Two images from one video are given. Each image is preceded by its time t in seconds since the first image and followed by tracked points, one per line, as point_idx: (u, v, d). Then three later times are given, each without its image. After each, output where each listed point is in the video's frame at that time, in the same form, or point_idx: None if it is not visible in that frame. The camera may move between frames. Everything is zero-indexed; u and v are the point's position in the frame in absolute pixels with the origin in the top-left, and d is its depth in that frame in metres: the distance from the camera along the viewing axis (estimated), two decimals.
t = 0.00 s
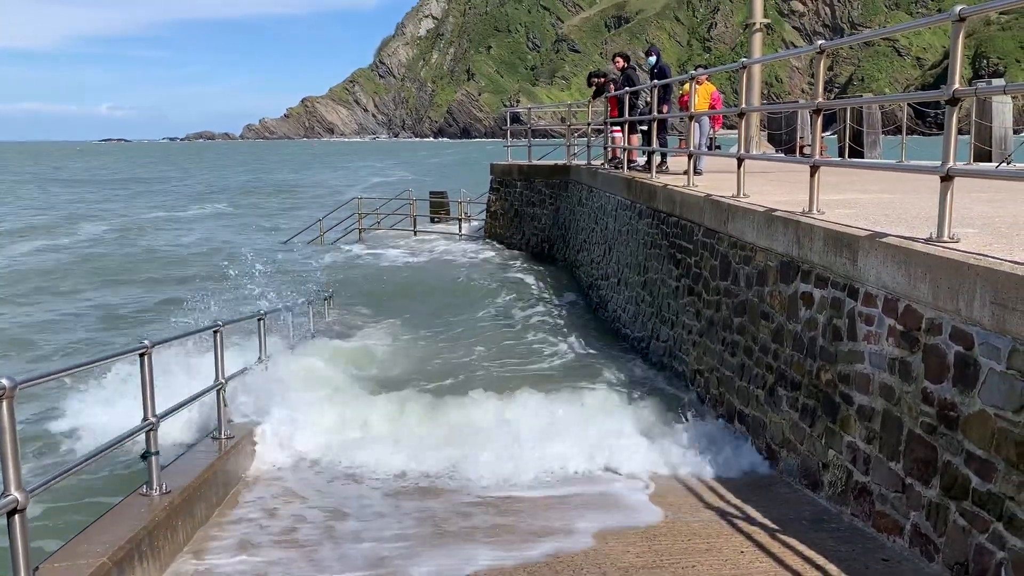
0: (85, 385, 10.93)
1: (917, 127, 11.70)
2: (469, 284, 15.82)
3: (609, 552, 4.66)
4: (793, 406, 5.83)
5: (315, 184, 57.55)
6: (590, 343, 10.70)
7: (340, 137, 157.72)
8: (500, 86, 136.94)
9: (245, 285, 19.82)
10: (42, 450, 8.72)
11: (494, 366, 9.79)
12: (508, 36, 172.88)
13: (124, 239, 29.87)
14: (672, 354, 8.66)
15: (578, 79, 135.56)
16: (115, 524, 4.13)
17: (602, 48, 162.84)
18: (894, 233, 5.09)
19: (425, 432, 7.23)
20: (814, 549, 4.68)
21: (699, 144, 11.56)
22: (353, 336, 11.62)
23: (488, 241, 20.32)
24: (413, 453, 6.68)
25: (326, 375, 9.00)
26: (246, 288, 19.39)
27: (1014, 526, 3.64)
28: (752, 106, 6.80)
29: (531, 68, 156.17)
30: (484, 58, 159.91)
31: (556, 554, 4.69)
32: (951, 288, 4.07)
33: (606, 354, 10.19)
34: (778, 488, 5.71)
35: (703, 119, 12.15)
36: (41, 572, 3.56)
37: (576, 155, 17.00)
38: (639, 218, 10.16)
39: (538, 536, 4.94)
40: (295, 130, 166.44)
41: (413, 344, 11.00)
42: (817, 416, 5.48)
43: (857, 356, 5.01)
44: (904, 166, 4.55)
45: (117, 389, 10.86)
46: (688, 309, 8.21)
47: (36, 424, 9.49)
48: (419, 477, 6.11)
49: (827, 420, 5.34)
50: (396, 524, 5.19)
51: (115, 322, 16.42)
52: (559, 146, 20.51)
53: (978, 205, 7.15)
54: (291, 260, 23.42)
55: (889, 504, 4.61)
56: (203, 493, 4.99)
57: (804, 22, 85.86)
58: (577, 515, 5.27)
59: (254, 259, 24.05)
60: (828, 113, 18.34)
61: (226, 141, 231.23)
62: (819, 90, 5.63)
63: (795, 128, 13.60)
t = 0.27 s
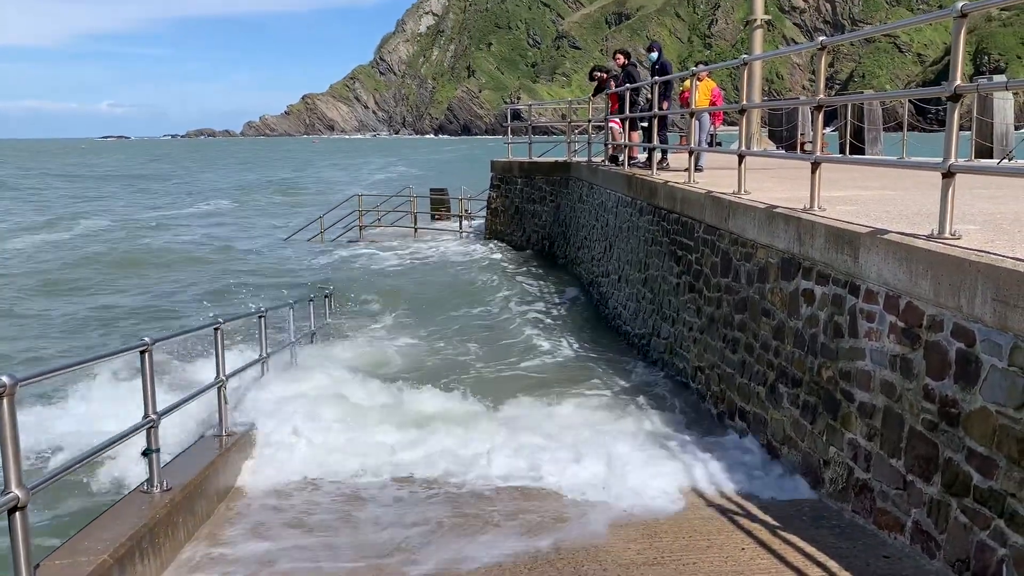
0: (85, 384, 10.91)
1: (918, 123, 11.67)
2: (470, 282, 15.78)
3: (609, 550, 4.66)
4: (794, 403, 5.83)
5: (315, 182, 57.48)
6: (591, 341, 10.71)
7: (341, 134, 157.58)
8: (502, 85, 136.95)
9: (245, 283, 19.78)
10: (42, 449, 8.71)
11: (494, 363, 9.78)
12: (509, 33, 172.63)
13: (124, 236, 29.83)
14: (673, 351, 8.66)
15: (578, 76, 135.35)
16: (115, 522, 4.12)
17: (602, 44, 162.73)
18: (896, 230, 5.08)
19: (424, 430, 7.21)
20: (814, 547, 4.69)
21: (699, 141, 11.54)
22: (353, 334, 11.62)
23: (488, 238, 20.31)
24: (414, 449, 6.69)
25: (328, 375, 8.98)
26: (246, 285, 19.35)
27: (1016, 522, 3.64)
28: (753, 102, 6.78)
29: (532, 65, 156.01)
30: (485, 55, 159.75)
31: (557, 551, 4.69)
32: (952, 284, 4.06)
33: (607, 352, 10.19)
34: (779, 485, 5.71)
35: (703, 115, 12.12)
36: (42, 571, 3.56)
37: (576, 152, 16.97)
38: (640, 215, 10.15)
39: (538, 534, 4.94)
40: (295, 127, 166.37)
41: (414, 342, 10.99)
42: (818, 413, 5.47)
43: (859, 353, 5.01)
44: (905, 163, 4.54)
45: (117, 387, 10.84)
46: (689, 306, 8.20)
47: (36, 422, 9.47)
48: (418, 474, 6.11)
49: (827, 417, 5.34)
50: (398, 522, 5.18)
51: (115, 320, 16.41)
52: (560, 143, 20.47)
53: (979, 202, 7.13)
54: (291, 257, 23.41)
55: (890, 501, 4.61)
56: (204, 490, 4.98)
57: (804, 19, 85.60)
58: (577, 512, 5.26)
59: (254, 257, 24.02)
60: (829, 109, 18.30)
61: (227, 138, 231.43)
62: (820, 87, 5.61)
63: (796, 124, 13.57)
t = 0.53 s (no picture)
0: (84, 383, 10.89)
1: (919, 122, 11.65)
2: (470, 281, 15.78)
3: (608, 550, 4.66)
4: (794, 403, 5.83)
5: (315, 181, 57.46)
6: (591, 340, 10.70)
7: (341, 133, 157.52)
8: (502, 84, 136.89)
9: (245, 282, 19.76)
10: (42, 448, 8.70)
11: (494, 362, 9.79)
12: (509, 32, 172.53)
13: (125, 236, 29.82)
14: (673, 350, 8.66)
15: (578, 75, 135.26)
16: (114, 522, 4.11)
17: (602, 43, 162.68)
18: (896, 229, 5.08)
19: (423, 429, 7.22)
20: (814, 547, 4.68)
21: (699, 140, 11.52)
22: (353, 333, 11.61)
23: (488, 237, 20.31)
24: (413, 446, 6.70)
25: (326, 374, 8.98)
26: (246, 285, 19.34)
27: (1016, 522, 3.64)
28: (753, 100, 6.78)
29: (532, 63, 155.93)
30: (485, 54, 159.65)
31: (556, 551, 4.69)
32: (953, 284, 4.06)
33: (607, 352, 10.18)
34: (779, 484, 5.71)
35: (703, 115, 12.10)
36: (42, 570, 3.56)
37: (576, 151, 16.96)
38: (641, 214, 10.15)
39: (537, 534, 4.94)
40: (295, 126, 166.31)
41: (413, 341, 10.97)
42: (818, 413, 5.47)
43: (859, 352, 5.00)
44: (905, 162, 4.54)
45: (116, 387, 10.83)
46: (689, 305, 8.20)
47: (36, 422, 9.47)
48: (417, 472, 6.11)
49: (828, 417, 5.34)
50: (397, 521, 5.18)
51: (115, 319, 16.39)
52: (560, 142, 20.46)
53: (980, 201, 7.12)
54: (291, 256, 23.40)
55: (890, 500, 4.61)
56: (204, 488, 4.99)
57: (804, 17, 85.53)
58: (576, 511, 5.27)
59: (254, 256, 24.02)
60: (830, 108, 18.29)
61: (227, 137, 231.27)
62: (820, 86, 5.60)
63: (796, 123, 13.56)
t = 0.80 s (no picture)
0: (82, 385, 10.87)
1: (917, 124, 11.65)
2: (468, 283, 15.77)
3: (606, 553, 4.66)
4: (792, 405, 5.83)
5: (313, 182, 57.42)
6: (589, 342, 10.70)
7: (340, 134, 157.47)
8: (500, 85, 136.94)
9: (243, 283, 19.75)
10: (39, 450, 8.69)
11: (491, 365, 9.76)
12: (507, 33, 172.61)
13: (123, 237, 29.80)
14: (670, 352, 8.66)
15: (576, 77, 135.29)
16: (111, 524, 4.10)
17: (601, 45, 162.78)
18: (893, 231, 5.08)
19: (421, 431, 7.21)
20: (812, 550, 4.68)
21: (698, 142, 11.51)
22: (351, 335, 11.59)
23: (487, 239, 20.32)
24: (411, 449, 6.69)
25: (325, 376, 8.97)
26: (244, 286, 19.33)
27: (1013, 524, 3.64)
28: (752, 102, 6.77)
29: (530, 65, 155.99)
30: (483, 55, 159.72)
31: (553, 554, 4.68)
32: (950, 286, 4.06)
33: (605, 354, 10.18)
34: (777, 487, 5.71)
35: (702, 117, 12.10)
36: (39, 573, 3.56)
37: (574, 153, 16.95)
38: (638, 216, 10.15)
39: (535, 536, 4.93)
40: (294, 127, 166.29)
41: (411, 343, 10.96)
42: (816, 415, 5.47)
43: (856, 355, 5.01)
44: (902, 164, 4.54)
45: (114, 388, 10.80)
46: (687, 308, 8.20)
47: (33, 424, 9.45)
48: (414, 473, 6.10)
49: (825, 419, 5.34)
50: (394, 523, 5.18)
51: (113, 320, 16.37)
52: (558, 144, 20.46)
53: (978, 204, 7.12)
54: (289, 258, 23.38)
55: (888, 502, 4.61)
56: (200, 490, 4.98)
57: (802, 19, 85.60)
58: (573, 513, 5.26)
59: (253, 257, 24.00)
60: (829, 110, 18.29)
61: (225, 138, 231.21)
62: (818, 88, 5.60)
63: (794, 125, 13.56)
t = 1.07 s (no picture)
0: (75, 389, 10.83)
1: (912, 128, 11.68)
2: (464, 287, 15.76)
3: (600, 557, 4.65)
4: (787, 408, 5.84)
5: (309, 185, 57.36)
6: (585, 346, 10.70)
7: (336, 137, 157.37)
8: (496, 89, 137.06)
9: (238, 286, 19.71)
10: (33, 453, 8.65)
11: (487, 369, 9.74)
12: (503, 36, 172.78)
13: (118, 240, 29.73)
14: (666, 356, 8.66)
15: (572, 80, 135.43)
16: (105, 528, 4.09)
17: (597, 48, 163.00)
18: (888, 235, 5.09)
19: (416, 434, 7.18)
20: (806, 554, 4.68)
21: (693, 145, 11.53)
22: (347, 338, 11.57)
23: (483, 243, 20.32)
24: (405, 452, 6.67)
25: (320, 381, 8.94)
26: (239, 289, 19.29)
27: (1007, 528, 3.65)
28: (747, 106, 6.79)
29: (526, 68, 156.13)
30: (479, 59, 159.86)
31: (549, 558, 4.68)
32: (944, 290, 4.07)
33: (601, 357, 10.18)
34: (772, 490, 5.71)
35: (697, 121, 12.12)
36: None
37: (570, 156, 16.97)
38: (634, 220, 10.16)
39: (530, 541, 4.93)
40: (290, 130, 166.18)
41: (406, 346, 10.95)
42: (811, 418, 5.48)
43: (851, 358, 5.02)
44: (896, 168, 4.55)
45: (108, 392, 10.76)
46: (683, 311, 8.21)
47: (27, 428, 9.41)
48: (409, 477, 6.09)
49: (820, 423, 5.35)
50: (388, 527, 5.18)
51: (107, 323, 16.32)
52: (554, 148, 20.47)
53: (972, 208, 7.14)
54: (285, 261, 23.35)
55: (883, 505, 4.62)
56: (194, 493, 4.97)
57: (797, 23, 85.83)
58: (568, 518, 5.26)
59: (248, 260, 23.96)
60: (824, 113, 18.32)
61: (221, 141, 231.17)
62: (813, 92, 5.62)
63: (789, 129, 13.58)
